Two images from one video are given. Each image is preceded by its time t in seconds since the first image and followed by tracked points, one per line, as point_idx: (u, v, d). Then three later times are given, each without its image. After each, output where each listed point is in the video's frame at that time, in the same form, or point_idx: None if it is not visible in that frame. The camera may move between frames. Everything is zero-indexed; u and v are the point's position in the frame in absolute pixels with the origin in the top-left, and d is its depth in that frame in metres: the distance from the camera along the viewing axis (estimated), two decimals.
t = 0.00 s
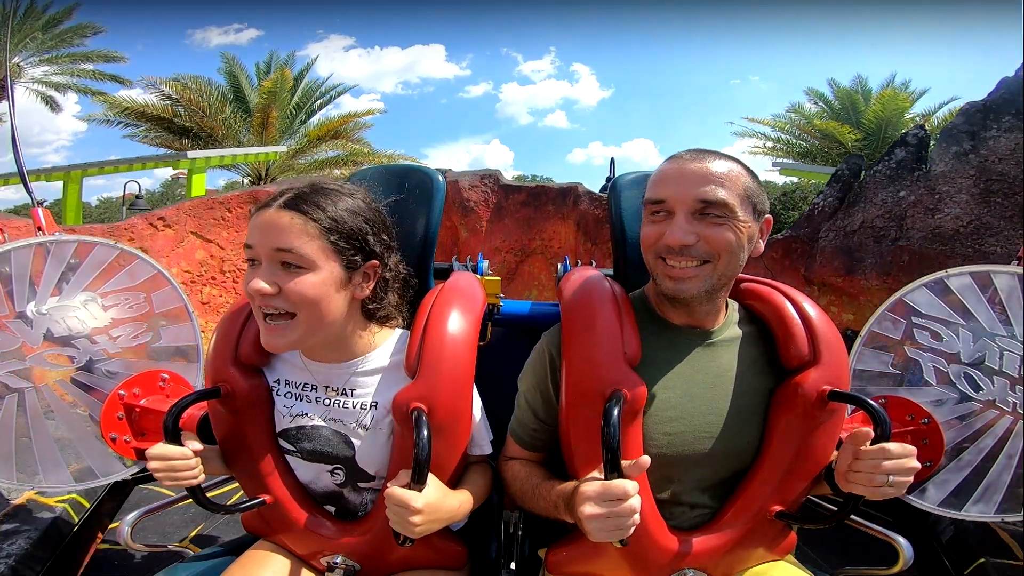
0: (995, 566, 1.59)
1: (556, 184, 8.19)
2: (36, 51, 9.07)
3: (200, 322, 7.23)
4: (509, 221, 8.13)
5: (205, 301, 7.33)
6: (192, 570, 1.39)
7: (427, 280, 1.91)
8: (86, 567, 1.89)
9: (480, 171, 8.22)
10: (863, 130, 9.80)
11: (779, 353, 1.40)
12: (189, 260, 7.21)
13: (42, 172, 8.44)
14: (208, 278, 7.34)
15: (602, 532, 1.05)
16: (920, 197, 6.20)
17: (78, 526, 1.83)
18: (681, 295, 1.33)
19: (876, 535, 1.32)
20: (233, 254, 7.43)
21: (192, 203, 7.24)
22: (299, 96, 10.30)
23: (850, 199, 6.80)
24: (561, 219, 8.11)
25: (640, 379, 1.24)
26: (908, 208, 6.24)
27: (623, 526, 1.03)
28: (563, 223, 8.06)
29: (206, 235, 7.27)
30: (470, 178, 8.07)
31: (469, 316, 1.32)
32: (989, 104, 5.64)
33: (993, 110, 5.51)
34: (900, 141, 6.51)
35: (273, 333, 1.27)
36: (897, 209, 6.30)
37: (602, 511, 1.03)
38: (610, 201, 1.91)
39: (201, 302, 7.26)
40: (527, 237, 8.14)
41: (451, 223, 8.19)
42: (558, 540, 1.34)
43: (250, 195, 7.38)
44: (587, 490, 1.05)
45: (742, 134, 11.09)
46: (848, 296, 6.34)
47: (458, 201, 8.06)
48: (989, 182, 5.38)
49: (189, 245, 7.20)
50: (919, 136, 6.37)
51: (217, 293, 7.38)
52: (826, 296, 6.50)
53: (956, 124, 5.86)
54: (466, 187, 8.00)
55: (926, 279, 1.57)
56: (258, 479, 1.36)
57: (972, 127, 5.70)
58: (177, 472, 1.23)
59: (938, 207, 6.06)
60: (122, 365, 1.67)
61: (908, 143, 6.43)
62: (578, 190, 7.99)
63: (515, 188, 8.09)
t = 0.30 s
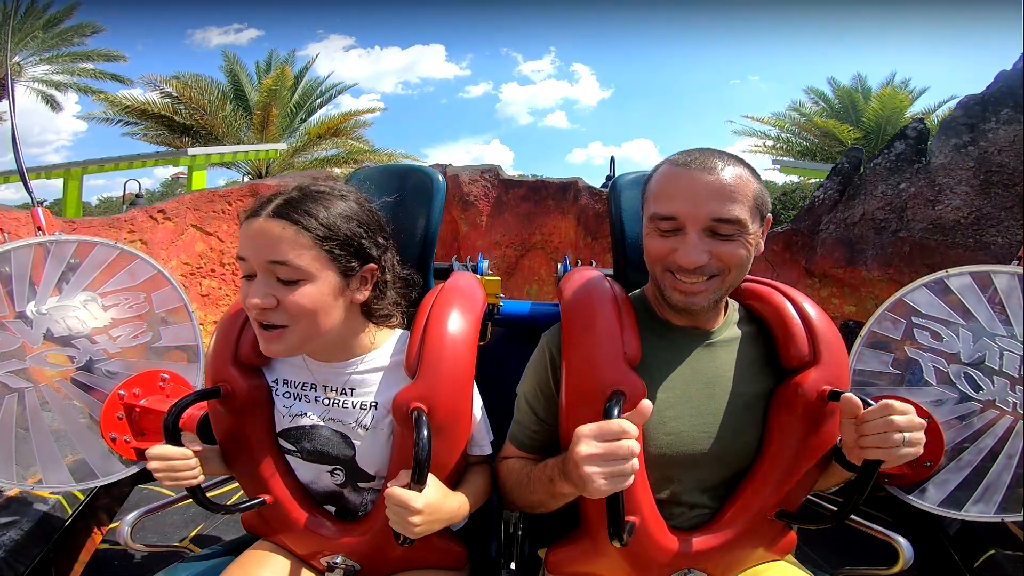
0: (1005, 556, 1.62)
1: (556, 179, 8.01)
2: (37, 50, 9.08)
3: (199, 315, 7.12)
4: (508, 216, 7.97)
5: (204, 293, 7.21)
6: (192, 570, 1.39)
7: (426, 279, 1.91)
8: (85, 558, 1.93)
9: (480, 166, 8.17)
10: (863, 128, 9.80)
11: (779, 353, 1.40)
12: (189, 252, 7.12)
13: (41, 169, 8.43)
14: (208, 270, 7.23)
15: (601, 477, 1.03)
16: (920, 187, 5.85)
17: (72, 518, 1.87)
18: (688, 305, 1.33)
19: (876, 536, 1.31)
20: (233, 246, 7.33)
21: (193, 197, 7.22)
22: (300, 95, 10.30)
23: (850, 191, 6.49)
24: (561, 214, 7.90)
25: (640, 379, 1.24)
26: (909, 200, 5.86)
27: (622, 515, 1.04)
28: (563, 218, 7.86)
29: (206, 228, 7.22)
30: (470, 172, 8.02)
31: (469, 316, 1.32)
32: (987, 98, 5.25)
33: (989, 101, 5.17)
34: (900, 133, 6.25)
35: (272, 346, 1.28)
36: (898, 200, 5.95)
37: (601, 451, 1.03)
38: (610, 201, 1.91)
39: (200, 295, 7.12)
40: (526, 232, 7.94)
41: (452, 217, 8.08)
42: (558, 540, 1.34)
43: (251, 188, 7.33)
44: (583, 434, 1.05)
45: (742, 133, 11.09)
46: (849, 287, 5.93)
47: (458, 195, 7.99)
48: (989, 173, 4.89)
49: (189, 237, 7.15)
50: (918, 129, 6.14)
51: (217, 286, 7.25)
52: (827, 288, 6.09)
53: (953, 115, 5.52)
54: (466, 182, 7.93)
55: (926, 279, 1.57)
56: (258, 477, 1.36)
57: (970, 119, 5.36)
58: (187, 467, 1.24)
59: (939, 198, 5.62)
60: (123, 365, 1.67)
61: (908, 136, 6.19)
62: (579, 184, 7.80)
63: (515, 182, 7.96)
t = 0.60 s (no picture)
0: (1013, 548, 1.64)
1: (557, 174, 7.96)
2: (38, 49, 9.08)
3: (198, 306, 7.14)
4: (509, 211, 7.94)
5: (203, 286, 7.17)
6: (192, 570, 1.39)
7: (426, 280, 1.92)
8: (80, 553, 1.85)
9: (480, 161, 8.15)
10: (863, 127, 9.80)
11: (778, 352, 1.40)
12: (188, 245, 7.04)
13: (41, 167, 8.42)
14: (207, 263, 7.18)
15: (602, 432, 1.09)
16: (920, 179, 5.54)
17: (64, 513, 1.81)
18: (696, 311, 1.33)
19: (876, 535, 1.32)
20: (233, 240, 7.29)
21: (194, 190, 7.14)
22: (300, 93, 10.31)
23: (850, 183, 6.12)
24: (561, 209, 7.83)
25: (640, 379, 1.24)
26: (909, 191, 5.56)
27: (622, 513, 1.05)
28: (563, 213, 7.79)
29: (205, 221, 7.13)
30: (471, 167, 7.98)
31: (469, 316, 1.33)
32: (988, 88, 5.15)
33: (992, 93, 5.04)
34: (898, 127, 5.87)
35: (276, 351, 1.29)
36: (898, 192, 5.62)
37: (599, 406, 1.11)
38: (610, 201, 1.91)
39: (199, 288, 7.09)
40: (527, 227, 7.89)
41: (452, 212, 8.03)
42: (558, 540, 1.34)
43: (252, 182, 7.28)
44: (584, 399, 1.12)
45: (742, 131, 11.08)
46: (851, 279, 5.71)
47: (458, 189, 7.94)
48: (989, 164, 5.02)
49: (189, 230, 7.03)
50: (917, 121, 5.76)
51: (216, 279, 7.24)
52: (828, 280, 5.87)
53: (951, 108, 5.34)
54: (466, 176, 7.90)
55: (926, 279, 1.57)
56: (259, 477, 1.36)
57: (970, 111, 5.17)
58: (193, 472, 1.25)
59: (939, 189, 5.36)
60: (123, 365, 1.67)
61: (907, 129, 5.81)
62: (579, 177, 7.70)
63: (516, 177, 7.92)
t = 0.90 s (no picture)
0: None
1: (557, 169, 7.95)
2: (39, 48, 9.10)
3: (197, 299, 7.04)
4: (509, 205, 7.94)
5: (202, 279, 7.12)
6: (192, 570, 1.39)
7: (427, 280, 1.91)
8: (75, 549, 1.85)
9: (480, 156, 8.16)
10: (862, 124, 9.80)
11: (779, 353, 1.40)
12: (188, 237, 7.03)
13: (42, 165, 8.42)
14: (207, 256, 7.14)
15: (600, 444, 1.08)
16: (920, 171, 5.40)
17: (57, 506, 1.81)
18: (713, 317, 1.31)
19: (877, 536, 1.32)
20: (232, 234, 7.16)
21: (193, 183, 7.15)
22: (301, 92, 10.30)
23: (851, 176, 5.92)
24: (561, 203, 7.82)
25: (640, 380, 1.23)
26: (909, 183, 5.42)
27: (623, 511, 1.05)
28: (563, 208, 7.78)
29: (205, 214, 7.09)
30: (471, 161, 7.99)
31: (469, 316, 1.33)
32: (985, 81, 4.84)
33: (986, 88, 4.71)
34: (896, 119, 5.69)
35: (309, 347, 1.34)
36: (898, 183, 5.47)
37: (599, 406, 1.11)
38: (610, 201, 1.91)
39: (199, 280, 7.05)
40: (527, 222, 7.88)
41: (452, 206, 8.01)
42: (558, 540, 1.34)
43: (252, 175, 7.24)
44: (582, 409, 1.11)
45: (742, 129, 11.07)
46: (852, 271, 5.57)
47: (459, 183, 7.94)
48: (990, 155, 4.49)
49: (189, 223, 7.04)
50: (916, 113, 5.55)
51: (217, 271, 7.18)
52: (829, 272, 5.68)
53: (949, 101, 5.14)
54: (466, 171, 7.88)
55: (926, 279, 1.57)
56: (259, 475, 1.36)
57: (967, 105, 4.94)
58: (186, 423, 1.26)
59: (939, 180, 5.27)
60: (122, 365, 1.67)
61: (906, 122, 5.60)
62: (579, 172, 7.68)
63: (516, 171, 7.93)
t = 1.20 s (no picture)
0: None
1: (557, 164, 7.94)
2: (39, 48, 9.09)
3: (196, 292, 7.05)
4: (509, 200, 7.94)
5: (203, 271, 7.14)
6: (193, 570, 1.39)
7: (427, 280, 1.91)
8: (71, 543, 1.91)
9: (481, 151, 8.14)
10: (862, 123, 9.79)
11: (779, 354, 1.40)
12: (188, 231, 7.02)
13: (42, 163, 8.41)
14: (207, 248, 7.14)
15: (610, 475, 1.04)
16: (919, 163, 4.95)
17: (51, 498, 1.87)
18: (716, 320, 1.31)
19: (876, 535, 1.31)
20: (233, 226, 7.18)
21: (194, 176, 7.16)
22: (301, 90, 10.29)
23: (850, 168, 5.56)
24: (561, 199, 7.81)
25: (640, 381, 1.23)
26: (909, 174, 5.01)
27: (624, 511, 1.05)
28: (563, 203, 7.76)
29: (206, 207, 7.13)
30: (471, 156, 7.99)
31: (469, 316, 1.33)
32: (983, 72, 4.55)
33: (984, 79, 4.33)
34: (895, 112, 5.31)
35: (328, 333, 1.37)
36: (898, 175, 5.08)
37: (606, 437, 1.05)
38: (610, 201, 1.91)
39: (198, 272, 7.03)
40: (527, 217, 7.87)
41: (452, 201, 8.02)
42: (558, 540, 1.34)
43: (253, 169, 7.23)
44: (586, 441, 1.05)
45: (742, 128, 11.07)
46: (853, 262, 5.20)
47: (459, 178, 7.94)
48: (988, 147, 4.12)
49: (189, 216, 7.06)
50: (916, 107, 5.21)
51: (216, 264, 7.14)
52: (830, 263, 5.34)
53: (947, 94, 4.83)
54: (466, 165, 7.88)
55: (926, 279, 1.57)
56: (260, 472, 1.36)
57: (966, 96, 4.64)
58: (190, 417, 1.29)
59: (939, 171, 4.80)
60: (123, 365, 1.67)
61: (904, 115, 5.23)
62: (579, 167, 7.65)
63: (516, 166, 7.92)
